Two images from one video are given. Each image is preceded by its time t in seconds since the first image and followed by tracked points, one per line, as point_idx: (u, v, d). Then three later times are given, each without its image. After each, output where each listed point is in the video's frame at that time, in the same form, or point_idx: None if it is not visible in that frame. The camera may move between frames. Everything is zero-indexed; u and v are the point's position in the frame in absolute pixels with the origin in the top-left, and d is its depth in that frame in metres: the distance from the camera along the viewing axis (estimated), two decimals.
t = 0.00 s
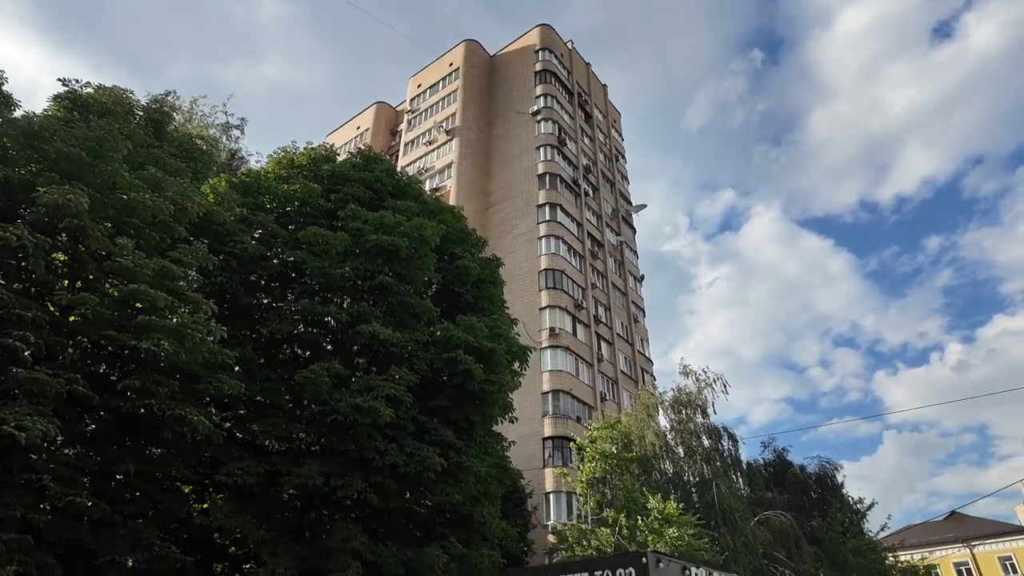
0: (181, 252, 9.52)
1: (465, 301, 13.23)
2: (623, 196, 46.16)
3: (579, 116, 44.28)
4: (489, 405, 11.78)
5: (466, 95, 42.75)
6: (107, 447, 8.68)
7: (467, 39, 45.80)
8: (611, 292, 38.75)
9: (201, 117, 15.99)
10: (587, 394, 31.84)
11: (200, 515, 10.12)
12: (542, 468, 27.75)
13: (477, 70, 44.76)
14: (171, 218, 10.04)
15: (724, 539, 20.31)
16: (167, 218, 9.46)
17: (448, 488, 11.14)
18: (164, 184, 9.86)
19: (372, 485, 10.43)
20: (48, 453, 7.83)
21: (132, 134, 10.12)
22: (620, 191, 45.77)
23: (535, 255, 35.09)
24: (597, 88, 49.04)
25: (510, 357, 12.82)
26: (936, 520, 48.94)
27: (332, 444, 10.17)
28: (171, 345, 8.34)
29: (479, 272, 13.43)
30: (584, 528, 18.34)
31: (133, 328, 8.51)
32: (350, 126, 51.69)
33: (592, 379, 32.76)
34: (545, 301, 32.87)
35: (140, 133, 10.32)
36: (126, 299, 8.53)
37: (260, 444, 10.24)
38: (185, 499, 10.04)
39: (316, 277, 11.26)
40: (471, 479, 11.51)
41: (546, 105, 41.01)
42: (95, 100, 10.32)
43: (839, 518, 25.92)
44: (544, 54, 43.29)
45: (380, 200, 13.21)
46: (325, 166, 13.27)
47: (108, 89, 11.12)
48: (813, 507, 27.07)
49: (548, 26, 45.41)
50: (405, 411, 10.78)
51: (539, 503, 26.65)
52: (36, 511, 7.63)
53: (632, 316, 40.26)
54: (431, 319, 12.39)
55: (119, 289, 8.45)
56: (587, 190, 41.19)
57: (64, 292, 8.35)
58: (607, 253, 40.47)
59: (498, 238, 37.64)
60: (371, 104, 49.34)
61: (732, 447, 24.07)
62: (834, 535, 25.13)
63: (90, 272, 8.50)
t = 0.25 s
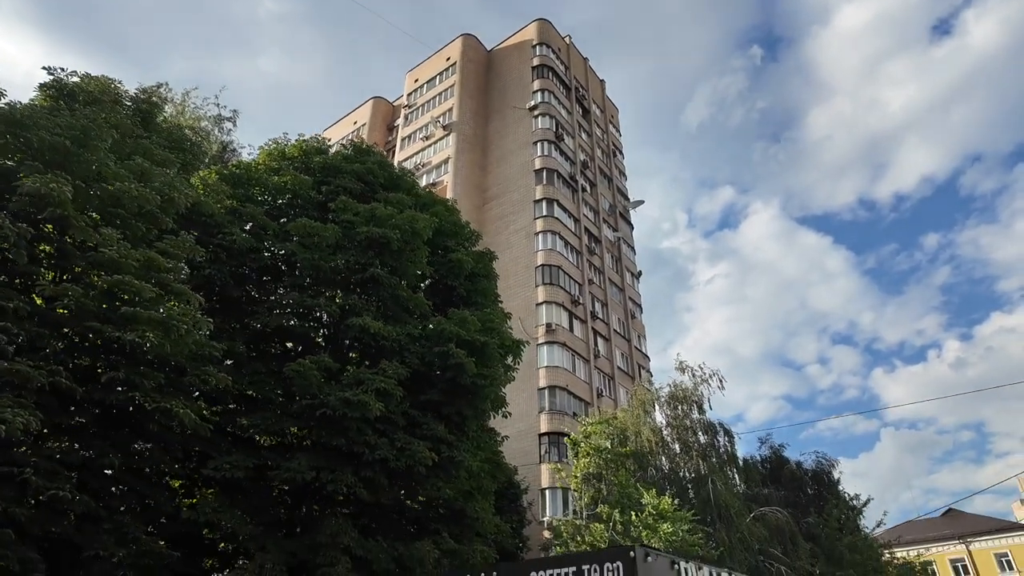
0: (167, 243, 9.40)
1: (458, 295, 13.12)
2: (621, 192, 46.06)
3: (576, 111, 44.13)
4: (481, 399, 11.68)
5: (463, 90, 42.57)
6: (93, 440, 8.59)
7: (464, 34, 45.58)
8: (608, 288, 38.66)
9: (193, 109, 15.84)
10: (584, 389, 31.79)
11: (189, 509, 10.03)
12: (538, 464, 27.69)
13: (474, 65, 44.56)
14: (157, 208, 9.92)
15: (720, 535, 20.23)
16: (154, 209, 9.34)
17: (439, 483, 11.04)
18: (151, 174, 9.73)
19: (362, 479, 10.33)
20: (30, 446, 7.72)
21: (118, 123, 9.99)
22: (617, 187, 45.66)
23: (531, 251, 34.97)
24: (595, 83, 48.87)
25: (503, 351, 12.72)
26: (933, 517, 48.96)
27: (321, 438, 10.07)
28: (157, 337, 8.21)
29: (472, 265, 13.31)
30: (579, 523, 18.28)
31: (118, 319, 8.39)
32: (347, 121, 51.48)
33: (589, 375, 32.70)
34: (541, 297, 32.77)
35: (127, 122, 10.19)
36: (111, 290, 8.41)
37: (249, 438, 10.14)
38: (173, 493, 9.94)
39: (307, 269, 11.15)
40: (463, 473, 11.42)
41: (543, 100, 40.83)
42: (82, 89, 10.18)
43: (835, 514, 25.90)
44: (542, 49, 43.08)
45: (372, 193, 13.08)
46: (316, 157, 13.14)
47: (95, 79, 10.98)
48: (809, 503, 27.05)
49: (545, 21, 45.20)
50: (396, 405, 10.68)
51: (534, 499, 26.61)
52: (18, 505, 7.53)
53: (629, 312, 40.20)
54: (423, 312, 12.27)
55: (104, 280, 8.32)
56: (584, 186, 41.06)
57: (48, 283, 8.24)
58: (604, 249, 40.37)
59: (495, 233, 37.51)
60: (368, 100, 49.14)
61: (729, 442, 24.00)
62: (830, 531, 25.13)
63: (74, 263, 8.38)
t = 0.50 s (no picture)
0: (153, 237, 9.28)
1: (451, 291, 13.01)
2: (618, 191, 45.94)
3: (574, 110, 44.01)
4: (473, 396, 11.57)
5: (461, 88, 42.44)
6: (77, 437, 8.48)
7: (462, 32, 45.45)
8: (605, 287, 38.55)
9: (184, 104, 15.71)
10: (581, 388, 31.69)
11: (176, 507, 9.92)
12: (534, 463, 27.61)
13: (472, 63, 44.42)
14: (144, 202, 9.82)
15: (716, 534, 20.11)
16: (139, 202, 9.22)
17: (431, 481, 10.94)
18: (137, 168, 9.62)
19: (352, 476, 10.21)
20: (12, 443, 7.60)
21: (105, 117, 9.87)
22: (615, 186, 45.55)
23: (528, 249, 34.85)
24: (593, 81, 48.74)
25: (496, 348, 12.61)
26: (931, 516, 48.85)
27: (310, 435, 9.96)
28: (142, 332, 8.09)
29: (465, 261, 13.19)
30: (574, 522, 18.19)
31: (102, 314, 8.27)
32: (344, 119, 51.33)
33: (586, 374, 32.60)
34: (538, 295, 32.65)
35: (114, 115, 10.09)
36: (94, 285, 8.29)
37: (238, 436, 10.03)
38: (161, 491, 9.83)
39: (297, 265, 11.04)
40: (455, 471, 11.32)
41: (540, 98, 40.71)
42: (68, 82, 10.06)
43: (832, 513, 25.81)
44: (539, 47, 42.96)
45: (364, 188, 12.97)
46: (308, 153, 13.02)
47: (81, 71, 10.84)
48: (806, 502, 26.95)
49: (543, 19, 45.06)
50: (387, 402, 10.57)
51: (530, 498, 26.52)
52: None
53: (626, 311, 40.10)
54: (416, 308, 12.18)
55: (88, 275, 8.21)
56: (582, 184, 40.94)
57: (31, 278, 8.12)
58: (602, 248, 40.26)
59: (492, 232, 37.37)
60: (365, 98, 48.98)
61: (725, 441, 23.90)
62: (827, 530, 25.07)
63: (58, 257, 8.27)
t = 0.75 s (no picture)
0: (139, 227, 9.16)
1: (443, 284, 12.90)
2: (616, 187, 45.82)
3: (571, 105, 43.86)
4: (465, 389, 11.45)
5: (458, 83, 42.25)
6: (62, 428, 8.38)
7: (459, 27, 45.25)
8: (602, 283, 38.46)
9: (175, 95, 15.55)
10: (577, 384, 31.62)
11: (164, 500, 9.82)
12: (530, 458, 27.54)
13: (469, 58, 44.24)
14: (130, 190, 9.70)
15: (711, 529, 20.03)
16: (125, 191, 9.09)
17: (422, 474, 10.84)
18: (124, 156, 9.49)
19: (341, 469, 10.10)
20: None
21: (90, 104, 9.73)
22: (612, 182, 45.43)
23: (525, 245, 34.74)
24: (590, 77, 48.57)
25: (489, 341, 12.50)
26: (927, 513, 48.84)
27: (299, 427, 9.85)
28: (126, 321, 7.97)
29: (458, 253, 13.07)
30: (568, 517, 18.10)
31: (85, 304, 8.15)
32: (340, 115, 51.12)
33: (582, 370, 32.52)
34: (535, 291, 32.55)
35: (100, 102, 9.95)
36: (78, 274, 8.17)
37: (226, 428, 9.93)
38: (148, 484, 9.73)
39: (287, 256, 10.93)
40: (447, 464, 11.21)
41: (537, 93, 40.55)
42: (53, 69, 9.91)
43: (828, 509, 25.75)
44: (536, 42, 42.77)
45: (356, 179, 12.84)
46: (299, 143, 12.88)
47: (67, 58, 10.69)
48: (802, 498, 26.88)
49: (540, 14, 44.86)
50: (377, 394, 10.46)
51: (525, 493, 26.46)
52: None
53: (623, 307, 40.01)
54: (407, 301, 12.07)
55: (71, 263, 8.08)
56: (579, 180, 40.80)
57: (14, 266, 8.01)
58: (599, 244, 40.15)
59: (488, 227, 37.23)
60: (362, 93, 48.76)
61: (721, 437, 23.82)
62: (822, 526, 25.03)
63: (41, 245, 8.15)
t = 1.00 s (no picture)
0: (120, 216, 8.98)
1: (434, 277, 12.76)
2: (611, 183, 45.70)
3: (567, 101, 43.70)
4: (455, 383, 11.31)
5: (453, 78, 42.03)
6: (41, 421, 8.21)
7: (455, 22, 45.00)
8: (597, 280, 38.34)
9: (163, 85, 15.34)
10: (571, 380, 31.52)
11: (148, 494, 9.66)
12: (522, 454, 27.43)
13: (464, 53, 44.01)
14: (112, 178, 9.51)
15: (704, 526, 19.95)
16: (106, 179, 8.91)
17: (410, 469, 10.70)
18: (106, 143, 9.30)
19: (327, 464, 9.94)
20: None
21: (72, 90, 9.53)
22: (607, 178, 45.31)
23: (519, 241, 34.59)
24: (586, 73, 48.41)
25: (479, 335, 12.35)
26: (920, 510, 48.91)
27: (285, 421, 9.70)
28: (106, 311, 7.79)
29: (448, 247, 12.93)
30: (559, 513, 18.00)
31: (63, 293, 7.97)
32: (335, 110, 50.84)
33: (576, 366, 32.42)
34: (529, 287, 32.41)
35: (82, 89, 9.74)
36: (58, 263, 7.99)
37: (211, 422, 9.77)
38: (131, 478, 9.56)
39: (273, 247, 10.77)
40: (435, 459, 11.08)
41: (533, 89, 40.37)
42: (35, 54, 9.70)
43: (820, 506, 25.72)
44: (532, 37, 42.57)
45: (345, 170, 12.68)
46: (287, 134, 12.71)
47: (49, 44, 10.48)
48: (795, 495, 26.84)
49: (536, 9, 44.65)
50: (364, 388, 10.30)
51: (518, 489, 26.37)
52: None
53: (617, 304, 39.92)
54: (397, 294, 11.91)
55: (50, 251, 7.90)
56: (574, 176, 40.66)
57: None
58: (594, 240, 40.03)
59: (483, 223, 37.05)
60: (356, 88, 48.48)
61: (714, 433, 23.75)
62: (814, 523, 25.02)
63: (19, 232, 7.97)
